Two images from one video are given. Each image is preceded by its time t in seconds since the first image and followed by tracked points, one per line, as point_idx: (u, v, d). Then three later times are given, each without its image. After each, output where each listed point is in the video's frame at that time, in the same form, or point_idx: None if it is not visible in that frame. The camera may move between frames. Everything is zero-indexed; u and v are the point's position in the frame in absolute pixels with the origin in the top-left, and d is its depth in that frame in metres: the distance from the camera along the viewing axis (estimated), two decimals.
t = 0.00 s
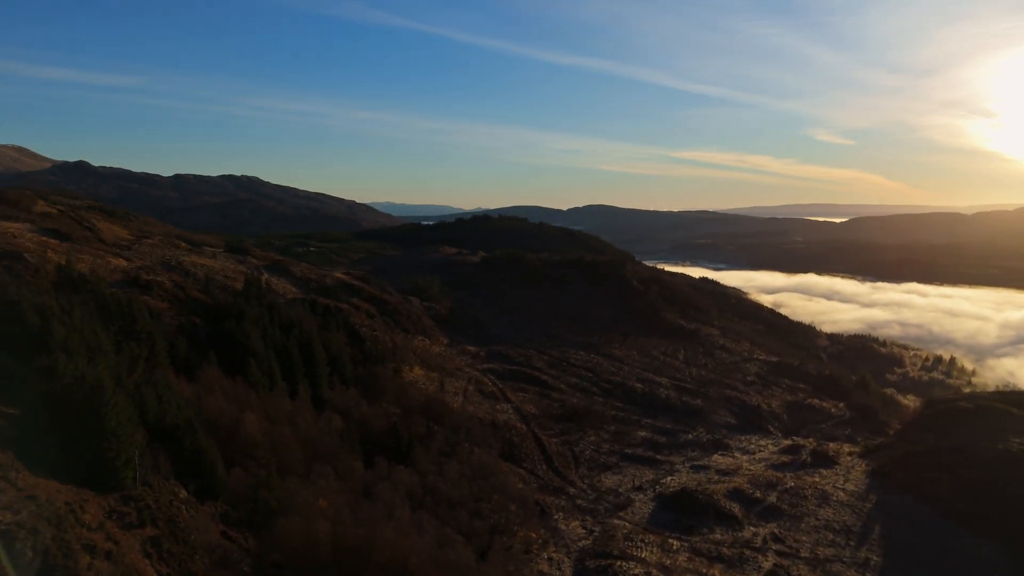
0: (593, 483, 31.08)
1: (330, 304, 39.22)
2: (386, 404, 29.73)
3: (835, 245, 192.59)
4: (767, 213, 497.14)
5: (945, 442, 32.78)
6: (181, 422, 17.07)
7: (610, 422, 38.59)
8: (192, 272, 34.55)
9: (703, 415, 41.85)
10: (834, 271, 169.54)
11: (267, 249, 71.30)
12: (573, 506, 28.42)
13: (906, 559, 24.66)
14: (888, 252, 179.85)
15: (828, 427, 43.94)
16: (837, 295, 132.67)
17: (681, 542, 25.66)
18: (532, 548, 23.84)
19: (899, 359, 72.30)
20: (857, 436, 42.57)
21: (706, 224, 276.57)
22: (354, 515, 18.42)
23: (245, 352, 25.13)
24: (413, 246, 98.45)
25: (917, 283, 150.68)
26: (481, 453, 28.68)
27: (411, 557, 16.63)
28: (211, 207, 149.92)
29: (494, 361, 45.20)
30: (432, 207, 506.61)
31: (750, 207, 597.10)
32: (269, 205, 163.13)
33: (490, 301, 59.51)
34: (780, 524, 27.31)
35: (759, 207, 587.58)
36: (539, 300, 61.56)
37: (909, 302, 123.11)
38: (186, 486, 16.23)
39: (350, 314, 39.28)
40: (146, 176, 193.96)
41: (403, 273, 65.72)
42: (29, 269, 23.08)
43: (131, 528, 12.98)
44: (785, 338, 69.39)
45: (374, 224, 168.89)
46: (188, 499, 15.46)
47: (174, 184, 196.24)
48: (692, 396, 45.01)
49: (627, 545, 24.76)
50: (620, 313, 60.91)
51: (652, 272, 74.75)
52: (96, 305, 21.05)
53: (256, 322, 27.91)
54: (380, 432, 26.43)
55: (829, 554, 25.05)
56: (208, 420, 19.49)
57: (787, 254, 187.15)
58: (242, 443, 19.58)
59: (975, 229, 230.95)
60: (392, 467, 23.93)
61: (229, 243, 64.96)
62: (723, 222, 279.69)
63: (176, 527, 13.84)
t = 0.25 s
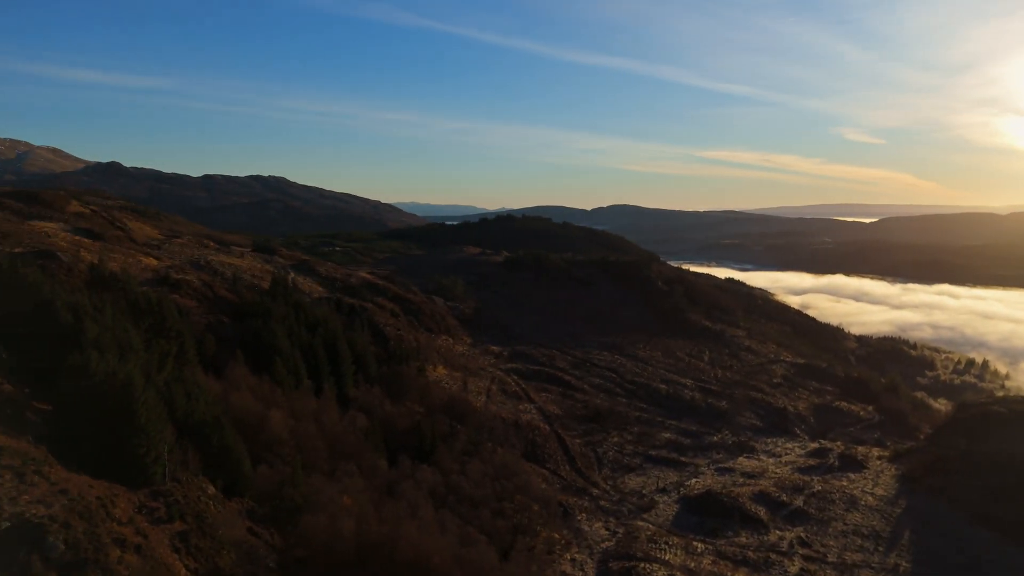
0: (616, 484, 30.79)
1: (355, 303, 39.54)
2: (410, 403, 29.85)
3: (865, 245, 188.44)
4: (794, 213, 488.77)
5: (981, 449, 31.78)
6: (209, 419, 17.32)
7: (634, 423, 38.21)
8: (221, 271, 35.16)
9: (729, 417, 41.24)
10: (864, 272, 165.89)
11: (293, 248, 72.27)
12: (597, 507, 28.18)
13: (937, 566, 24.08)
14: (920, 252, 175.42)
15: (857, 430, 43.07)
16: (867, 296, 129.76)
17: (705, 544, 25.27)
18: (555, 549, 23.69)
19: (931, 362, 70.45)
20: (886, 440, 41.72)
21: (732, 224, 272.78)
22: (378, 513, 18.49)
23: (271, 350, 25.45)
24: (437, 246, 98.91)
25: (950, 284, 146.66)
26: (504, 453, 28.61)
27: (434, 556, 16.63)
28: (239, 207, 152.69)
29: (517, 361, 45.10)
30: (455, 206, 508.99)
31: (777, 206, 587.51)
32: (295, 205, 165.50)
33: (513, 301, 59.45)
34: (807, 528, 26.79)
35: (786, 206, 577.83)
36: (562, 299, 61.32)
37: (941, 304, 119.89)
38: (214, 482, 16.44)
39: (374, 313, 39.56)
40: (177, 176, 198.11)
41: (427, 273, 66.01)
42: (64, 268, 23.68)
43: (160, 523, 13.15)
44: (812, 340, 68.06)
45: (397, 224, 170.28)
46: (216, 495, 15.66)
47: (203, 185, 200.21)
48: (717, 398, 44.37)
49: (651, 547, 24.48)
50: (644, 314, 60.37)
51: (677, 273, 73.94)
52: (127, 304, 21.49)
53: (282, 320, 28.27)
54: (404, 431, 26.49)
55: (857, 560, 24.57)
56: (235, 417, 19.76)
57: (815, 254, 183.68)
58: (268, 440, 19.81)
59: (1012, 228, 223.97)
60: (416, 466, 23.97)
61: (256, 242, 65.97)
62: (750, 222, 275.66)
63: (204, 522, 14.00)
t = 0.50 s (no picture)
0: (640, 486, 30.45)
1: (380, 302, 39.84)
2: (434, 402, 29.94)
3: (896, 245, 183.90)
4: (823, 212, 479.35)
5: (1018, 455, 30.81)
6: (237, 416, 17.57)
7: (658, 425, 37.76)
8: (249, 270, 35.75)
9: (755, 420, 40.55)
10: (895, 273, 161.94)
11: (319, 247, 73.16)
12: (620, 509, 27.87)
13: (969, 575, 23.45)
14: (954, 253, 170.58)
15: (887, 434, 42.02)
16: (899, 297, 126.58)
17: (730, 548, 24.82)
18: (579, 550, 23.48)
19: (964, 365, 68.48)
20: (917, 445, 40.69)
21: (760, 224, 268.55)
22: (402, 511, 18.55)
23: (298, 349, 25.75)
24: (461, 246, 99.27)
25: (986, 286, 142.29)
26: (527, 453, 28.49)
27: (457, 555, 16.62)
28: (267, 207, 155.28)
29: (541, 361, 44.96)
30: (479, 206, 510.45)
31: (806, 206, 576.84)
32: (321, 205, 167.68)
33: (536, 301, 59.31)
34: (835, 533, 26.22)
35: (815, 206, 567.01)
36: (585, 300, 60.98)
37: (976, 306, 116.43)
38: (241, 479, 16.66)
39: (399, 312, 39.80)
40: (207, 177, 202.12)
41: (451, 272, 66.25)
42: (98, 267, 24.28)
43: (188, 518, 13.35)
44: (841, 341, 66.59)
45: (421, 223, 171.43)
46: (243, 492, 15.85)
47: (233, 185, 204.04)
48: (743, 400, 43.65)
49: (675, 549, 24.13)
50: (669, 314, 59.71)
51: (703, 273, 73.00)
52: (158, 303, 21.94)
53: (308, 319, 28.61)
54: (428, 430, 26.57)
55: (887, 565, 23.96)
56: (262, 415, 20.02)
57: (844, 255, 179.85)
58: (295, 438, 20.02)
59: None
60: (439, 464, 24.01)
61: (284, 242, 66.96)
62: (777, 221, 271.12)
63: (231, 518, 14.17)
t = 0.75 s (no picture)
0: (665, 488, 30.12)
1: (405, 302, 40.05)
2: (457, 401, 29.99)
3: (930, 245, 179.25)
4: (854, 212, 469.00)
5: None
6: (264, 414, 17.77)
7: (684, 426, 37.29)
8: (276, 270, 36.25)
9: (782, 422, 39.86)
10: (929, 274, 157.84)
11: (345, 247, 73.94)
12: (645, 511, 27.56)
13: None
14: (990, 254, 165.70)
15: (918, 437, 41.02)
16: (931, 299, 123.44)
17: (756, 551, 24.43)
18: (603, 551, 23.26)
19: (1000, 369, 66.52)
20: (949, 449, 39.70)
21: (788, 224, 263.82)
22: (426, 510, 18.54)
23: (324, 347, 26.04)
24: (485, 246, 99.46)
25: None
26: (551, 453, 28.35)
27: (480, 554, 16.57)
28: (294, 207, 157.59)
29: (565, 361, 44.74)
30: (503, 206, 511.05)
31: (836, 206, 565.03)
32: (347, 205, 169.61)
33: (560, 301, 59.08)
34: (864, 538, 25.85)
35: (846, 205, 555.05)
36: (609, 300, 60.55)
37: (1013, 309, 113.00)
38: (268, 475, 16.84)
39: (424, 312, 39.95)
40: (237, 178, 205.84)
41: (475, 272, 66.37)
42: (130, 266, 24.83)
43: (216, 514, 13.53)
44: (872, 343, 65.13)
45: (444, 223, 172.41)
46: (269, 489, 16.01)
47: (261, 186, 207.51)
48: (770, 402, 42.89)
49: (700, 552, 23.84)
50: (694, 315, 58.97)
51: (729, 273, 71.98)
52: (188, 301, 22.36)
53: (334, 318, 28.92)
54: (452, 429, 26.62)
55: (918, 572, 23.77)
56: (288, 413, 20.26)
57: (875, 255, 175.88)
58: (320, 435, 20.18)
59: None
60: (463, 463, 24.03)
61: (310, 241, 67.75)
62: (805, 221, 266.33)
63: (258, 515, 14.32)
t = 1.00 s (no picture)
0: (690, 490, 29.73)
1: (429, 301, 40.20)
2: (481, 401, 29.99)
3: (966, 246, 174.26)
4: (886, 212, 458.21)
5: None
6: (290, 412, 17.95)
7: (709, 429, 36.76)
8: (303, 269, 36.69)
9: (811, 425, 39.09)
10: (964, 276, 153.50)
11: (370, 247, 74.59)
12: (670, 513, 27.21)
13: None
14: None
15: (950, 442, 39.88)
16: (967, 301, 120.07)
17: (783, 556, 24.01)
18: (627, 553, 23.03)
19: None
20: (983, 454, 38.48)
21: (817, 224, 258.89)
22: (450, 509, 18.55)
23: (350, 346, 26.26)
24: (509, 246, 99.54)
25: None
26: (575, 454, 28.19)
27: (504, 554, 16.53)
28: (321, 207, 159.66)
29: (589, 362, 44.47)
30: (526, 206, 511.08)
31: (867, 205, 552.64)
32: (373, 205, 171.30)
33: (584, 301, 58.76)
34: (894, 544, 25.45)
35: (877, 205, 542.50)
36: (634, 300, 60.01)
37: None
38: (294, 472, 17.01)
39: (448, 311, 40.05)
40: (266, 179, 209.36)
41: (499, 272, 66.38)
42: (162, 266, 25.36)
43: (244, 510, 13.68)
44: (904, 346, 63.59)
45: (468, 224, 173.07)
46: (296, 486, 16.17)
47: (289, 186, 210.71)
48: (798, 404, 42.08)
49: (725, 556, 23.52)
50: (721, 316, 58.15)
51: (756, 274, 70.84)
52: (217, 300, 22.74)
53: (360, 317, 29.17)
54: (475, 429, 26.62)
55: None
56: (314, 411, 20.45)
57: (908, 256, 171.60)
58: (346, 433, 20.33)
59: None
60: (487, 463, 24.00)
61: (336, 241, 68.49)
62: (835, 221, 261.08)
63: (284, 511, 14.46)
